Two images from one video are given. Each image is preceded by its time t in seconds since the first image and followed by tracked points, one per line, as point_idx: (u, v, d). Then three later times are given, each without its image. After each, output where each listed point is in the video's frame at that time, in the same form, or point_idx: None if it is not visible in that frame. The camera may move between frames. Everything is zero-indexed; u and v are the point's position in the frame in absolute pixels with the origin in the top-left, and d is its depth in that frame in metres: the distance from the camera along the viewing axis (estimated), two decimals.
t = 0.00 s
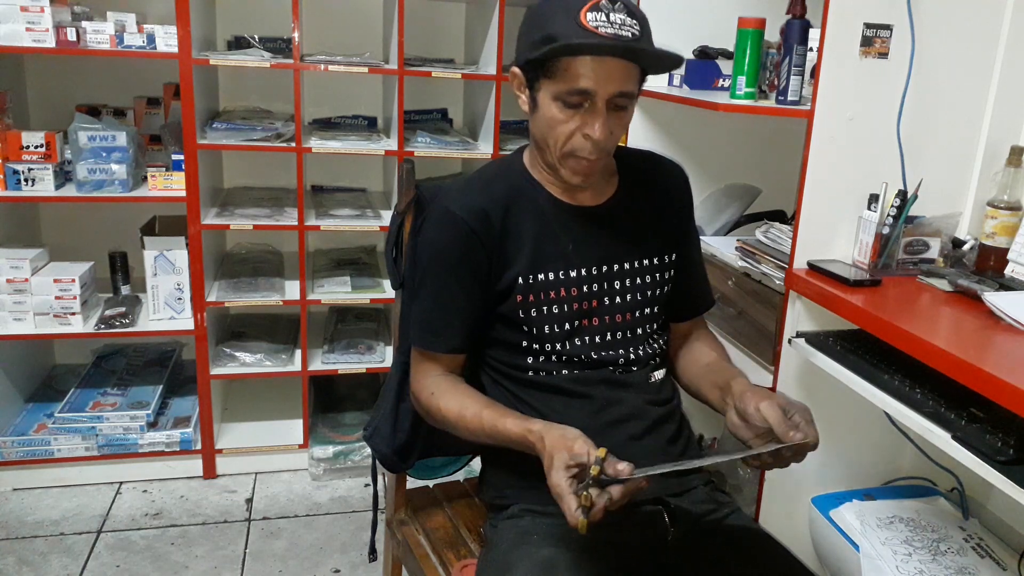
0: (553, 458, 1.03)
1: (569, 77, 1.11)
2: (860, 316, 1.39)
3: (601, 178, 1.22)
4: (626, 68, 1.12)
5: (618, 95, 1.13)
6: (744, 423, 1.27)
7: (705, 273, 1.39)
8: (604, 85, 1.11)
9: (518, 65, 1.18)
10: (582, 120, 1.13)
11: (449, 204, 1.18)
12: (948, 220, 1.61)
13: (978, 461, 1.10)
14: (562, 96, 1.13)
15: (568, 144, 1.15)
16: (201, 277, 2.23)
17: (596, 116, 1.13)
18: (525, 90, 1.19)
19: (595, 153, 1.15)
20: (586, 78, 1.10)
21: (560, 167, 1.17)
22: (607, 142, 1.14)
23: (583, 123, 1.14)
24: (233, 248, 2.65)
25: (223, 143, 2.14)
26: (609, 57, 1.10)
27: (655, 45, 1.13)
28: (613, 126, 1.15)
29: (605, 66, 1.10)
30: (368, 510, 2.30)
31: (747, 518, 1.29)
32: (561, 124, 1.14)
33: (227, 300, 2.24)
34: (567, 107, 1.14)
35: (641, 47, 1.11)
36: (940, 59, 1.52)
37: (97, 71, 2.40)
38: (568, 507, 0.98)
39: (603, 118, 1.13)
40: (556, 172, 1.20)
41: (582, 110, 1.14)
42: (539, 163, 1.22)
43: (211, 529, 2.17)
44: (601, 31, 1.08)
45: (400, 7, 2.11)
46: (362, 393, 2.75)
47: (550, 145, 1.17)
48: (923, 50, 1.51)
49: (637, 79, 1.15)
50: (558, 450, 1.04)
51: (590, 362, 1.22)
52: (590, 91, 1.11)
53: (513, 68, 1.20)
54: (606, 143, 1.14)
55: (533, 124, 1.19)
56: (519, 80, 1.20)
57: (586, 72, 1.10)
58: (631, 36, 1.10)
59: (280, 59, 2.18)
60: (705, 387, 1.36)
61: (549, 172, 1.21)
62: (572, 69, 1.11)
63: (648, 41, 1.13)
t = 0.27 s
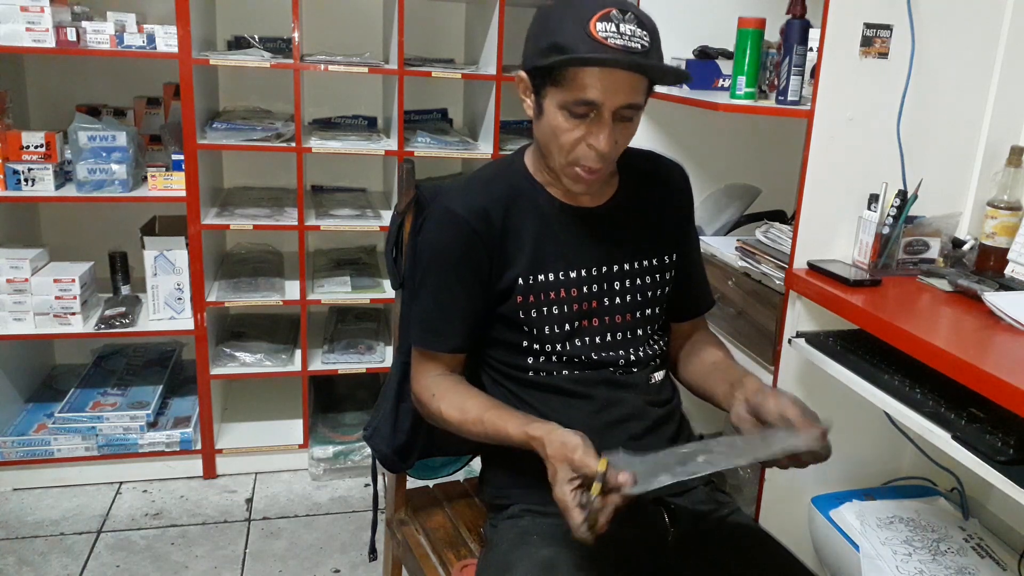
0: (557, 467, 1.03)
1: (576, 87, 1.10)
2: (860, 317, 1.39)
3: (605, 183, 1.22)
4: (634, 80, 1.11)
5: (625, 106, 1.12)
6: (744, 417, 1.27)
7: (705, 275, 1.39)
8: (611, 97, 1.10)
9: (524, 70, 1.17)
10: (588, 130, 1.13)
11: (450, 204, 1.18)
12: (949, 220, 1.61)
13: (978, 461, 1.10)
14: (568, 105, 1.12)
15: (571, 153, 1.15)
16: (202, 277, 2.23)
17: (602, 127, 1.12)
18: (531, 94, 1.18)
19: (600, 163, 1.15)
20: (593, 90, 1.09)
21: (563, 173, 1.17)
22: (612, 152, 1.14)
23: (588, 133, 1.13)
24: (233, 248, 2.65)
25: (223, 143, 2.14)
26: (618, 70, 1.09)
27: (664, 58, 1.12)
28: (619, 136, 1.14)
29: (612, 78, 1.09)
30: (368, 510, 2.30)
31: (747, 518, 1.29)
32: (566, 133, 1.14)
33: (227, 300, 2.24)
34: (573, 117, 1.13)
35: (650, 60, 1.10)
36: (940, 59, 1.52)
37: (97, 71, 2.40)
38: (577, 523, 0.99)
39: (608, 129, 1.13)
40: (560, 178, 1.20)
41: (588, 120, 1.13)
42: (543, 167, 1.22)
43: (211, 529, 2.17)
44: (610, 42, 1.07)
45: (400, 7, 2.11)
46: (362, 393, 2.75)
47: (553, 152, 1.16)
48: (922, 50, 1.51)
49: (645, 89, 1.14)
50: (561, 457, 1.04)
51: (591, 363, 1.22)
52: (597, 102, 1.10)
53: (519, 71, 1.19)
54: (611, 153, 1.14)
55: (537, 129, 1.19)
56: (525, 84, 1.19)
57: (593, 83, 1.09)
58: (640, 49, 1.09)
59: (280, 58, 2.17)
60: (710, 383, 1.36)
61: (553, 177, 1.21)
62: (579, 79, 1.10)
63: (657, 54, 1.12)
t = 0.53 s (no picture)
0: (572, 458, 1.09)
1: (588, 126, 1.09)
2: (860, 317, 1.39)
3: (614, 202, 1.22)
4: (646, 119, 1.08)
5: (636, 141, 1.11)
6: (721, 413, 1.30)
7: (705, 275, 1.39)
8: (622, 136, 1.09)
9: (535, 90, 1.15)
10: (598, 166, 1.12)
11: (452, 203, 1.18)
12: (948, 220, 1.61)
13: (978, 461, 1.10)
14: (580, 139, 1.11)
15: (580, 183, 1.14)
16: (201, 277, 2.23)
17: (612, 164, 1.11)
18: (540, 114, 1.17)
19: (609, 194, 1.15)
20: (607, 128, 1.08)
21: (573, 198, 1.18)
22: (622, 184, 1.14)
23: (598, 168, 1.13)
24: (233, 248, 2.65)
25: (222, 143, 2.14)
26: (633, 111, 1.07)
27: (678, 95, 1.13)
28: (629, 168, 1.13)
29: (625, 121, 1.07)
30: (368, 510, 2.30)
31: (747, 518, 1.29)
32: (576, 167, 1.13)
33: (227, 300, 2.24)
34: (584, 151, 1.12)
35: (664, 98, 1.10)
36: (940, 59, 1.52)
37: (97, 70, 2.40)
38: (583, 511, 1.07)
39: (619, 166, 1.12)
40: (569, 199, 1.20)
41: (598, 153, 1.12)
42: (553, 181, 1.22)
43: (211, 529, 2.17)
44: (626, 81, 1.07)
45: (400, 7, 2.11)
46: (362, 393, 2.75)
47: (563, 179, 1.16)
48: (922, 50, 1.51)
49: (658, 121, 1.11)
50: (576, 449, 1.09)
51: (591, 363, 1.23)
52: (609, 139, 1.09)
53: (530, 89, 1.17)
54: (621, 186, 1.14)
55: (547, 151, 1.18)
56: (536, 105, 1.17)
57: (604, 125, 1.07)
58: (656, 87, 1.09)
59: (280, 58, 2.17)
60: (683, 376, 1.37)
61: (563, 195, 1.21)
62: (590, 119, 1.08)
63: (671, 91, 1.12)
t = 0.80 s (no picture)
0: (569, 443, 1.06)
1: (587, 118, 1.08)
2: (863, 317, 1.37)
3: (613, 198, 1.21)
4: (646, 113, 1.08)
5: (636, 135, 1.10)
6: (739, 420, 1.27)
7: (709, 277, 1.37)
8: (622, 129, 1.08)
9: (533, 85, 1.14)
10: (598, 158, 1.11)
11: (451, 201, 1.16)
12: (951, 220, 1.60)
13: (982, 462, 1.09)
14: (579, 133, 1.10)
15: (577, 177, 1.13)
16: (199, 277, 2.21)
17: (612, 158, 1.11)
18: (539, 109, 1.16)
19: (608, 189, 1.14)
20: (608, 122, 1.08)
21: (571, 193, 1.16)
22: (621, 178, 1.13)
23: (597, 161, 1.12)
24: (232, 248, 2.64)
25: (220, 142, 2.12)
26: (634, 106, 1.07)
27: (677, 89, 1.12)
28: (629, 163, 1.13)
29: (625, 114, 1.07)
30: (367, 512, 2.28)
31: (749, 521, 1.27)
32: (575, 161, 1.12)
33: (225, 300, 2.23)
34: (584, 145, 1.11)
35: (663, 92, 1.10)
36: (943, 57, 1.51)
37: (94, 69, 2.38)
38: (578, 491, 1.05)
39: (619, 159, 1.11)
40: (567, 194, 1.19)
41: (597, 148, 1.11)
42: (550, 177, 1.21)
43: (209, 531, 2.15)
44: (626, 76, 1.06)
45: (399, 5, 2.09)
46: (360, 395, 2.74)
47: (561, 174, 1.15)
48: (925, 48, 1.49)
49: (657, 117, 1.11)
50: (573, 435, 1.06)
51: (591, 365, 1.21)
52: (609, 134, 1.09)
53: (530, 84, 1.17)
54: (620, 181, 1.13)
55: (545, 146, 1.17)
56: (535, 100, 1.16)
57: (605, 118, 1.07)
58: (656, 81, 1.08)
59: (278, 57, 2.16)
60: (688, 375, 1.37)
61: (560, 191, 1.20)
62: (591, 112, 1.08)
63: (670, 85, 1.12)
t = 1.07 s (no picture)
0: (569, 437, 1.06)
1: (568, 78, 1.11)
2: (859, 317, 1.39)
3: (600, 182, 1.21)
4: (626, 80, 1.09)
5: (615, 104, 1.11)
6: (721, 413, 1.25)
7: (704, 277, 1.39)
8: (598, 92, 1.10)
9: (531, 64, 1.18)
10: (575, 122, 1.13)
11: (452, 202, 1.18)
12: (948, 220, 1.62)
13: (977, 460, 1.10)
14: (560, 97, 1.13)
15: (558, 145, 1.15)
16: (202, 277, 2.23)
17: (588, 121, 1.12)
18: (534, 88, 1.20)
19: (585, 159, 1.13)
20: (585, 82, 1.09)
21: (552, 167, 1.17)
22: (597, 148, 1.13)
23: (575, 127, 1.13)
24: (234, 248, 2.66)
25: (223, 143, 2.14)
26: (610, 66, 1.08)
27: (667, 61, 1.11)
28: (607, 134, 1.13)
29: (602, 75, 1.09)
30: (369, 510, 2.30)
31: (746, 518, 1.29)
32: (555, 124, 1.14)
33: (228, 300, 2.25)
34: (565, 109, 1.14)
35: (651, 60, 1.09)
36: (939, 59, 1.52)
37: (97, 71, 2.40)
38: (583, 482, 1.05)
39: (595, 125, 1.12)
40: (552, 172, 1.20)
41: (577, 113, 1.13)
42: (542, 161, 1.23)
43: (212, 529, 2.17)
44: (605, 39, 1.06)
45: (400, 7, 2.11)
46: (362, 393, 2.76)
47: (544, 144, 1.17)
48: (921, 51, 1.51)
49: (642, 93, 1.12)
50: (573, 426, 1.07)
51: (590, 364, 1.23)
52: (586, 95, 1.10)
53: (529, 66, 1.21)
54: (595, 149, 1.13)
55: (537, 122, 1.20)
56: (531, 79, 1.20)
57: (582, 76, 1.09)
58: (638, 49, 1.07)
59: (280, 58, 2.18)
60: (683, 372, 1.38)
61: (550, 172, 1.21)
62: (571, 71, 1.10)
63: (660, 56, 1.11)
